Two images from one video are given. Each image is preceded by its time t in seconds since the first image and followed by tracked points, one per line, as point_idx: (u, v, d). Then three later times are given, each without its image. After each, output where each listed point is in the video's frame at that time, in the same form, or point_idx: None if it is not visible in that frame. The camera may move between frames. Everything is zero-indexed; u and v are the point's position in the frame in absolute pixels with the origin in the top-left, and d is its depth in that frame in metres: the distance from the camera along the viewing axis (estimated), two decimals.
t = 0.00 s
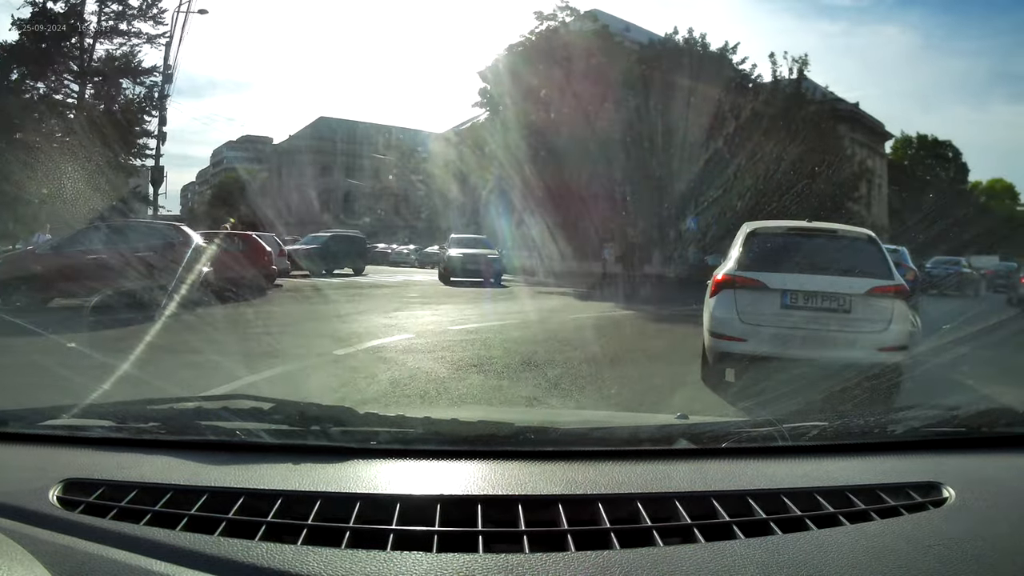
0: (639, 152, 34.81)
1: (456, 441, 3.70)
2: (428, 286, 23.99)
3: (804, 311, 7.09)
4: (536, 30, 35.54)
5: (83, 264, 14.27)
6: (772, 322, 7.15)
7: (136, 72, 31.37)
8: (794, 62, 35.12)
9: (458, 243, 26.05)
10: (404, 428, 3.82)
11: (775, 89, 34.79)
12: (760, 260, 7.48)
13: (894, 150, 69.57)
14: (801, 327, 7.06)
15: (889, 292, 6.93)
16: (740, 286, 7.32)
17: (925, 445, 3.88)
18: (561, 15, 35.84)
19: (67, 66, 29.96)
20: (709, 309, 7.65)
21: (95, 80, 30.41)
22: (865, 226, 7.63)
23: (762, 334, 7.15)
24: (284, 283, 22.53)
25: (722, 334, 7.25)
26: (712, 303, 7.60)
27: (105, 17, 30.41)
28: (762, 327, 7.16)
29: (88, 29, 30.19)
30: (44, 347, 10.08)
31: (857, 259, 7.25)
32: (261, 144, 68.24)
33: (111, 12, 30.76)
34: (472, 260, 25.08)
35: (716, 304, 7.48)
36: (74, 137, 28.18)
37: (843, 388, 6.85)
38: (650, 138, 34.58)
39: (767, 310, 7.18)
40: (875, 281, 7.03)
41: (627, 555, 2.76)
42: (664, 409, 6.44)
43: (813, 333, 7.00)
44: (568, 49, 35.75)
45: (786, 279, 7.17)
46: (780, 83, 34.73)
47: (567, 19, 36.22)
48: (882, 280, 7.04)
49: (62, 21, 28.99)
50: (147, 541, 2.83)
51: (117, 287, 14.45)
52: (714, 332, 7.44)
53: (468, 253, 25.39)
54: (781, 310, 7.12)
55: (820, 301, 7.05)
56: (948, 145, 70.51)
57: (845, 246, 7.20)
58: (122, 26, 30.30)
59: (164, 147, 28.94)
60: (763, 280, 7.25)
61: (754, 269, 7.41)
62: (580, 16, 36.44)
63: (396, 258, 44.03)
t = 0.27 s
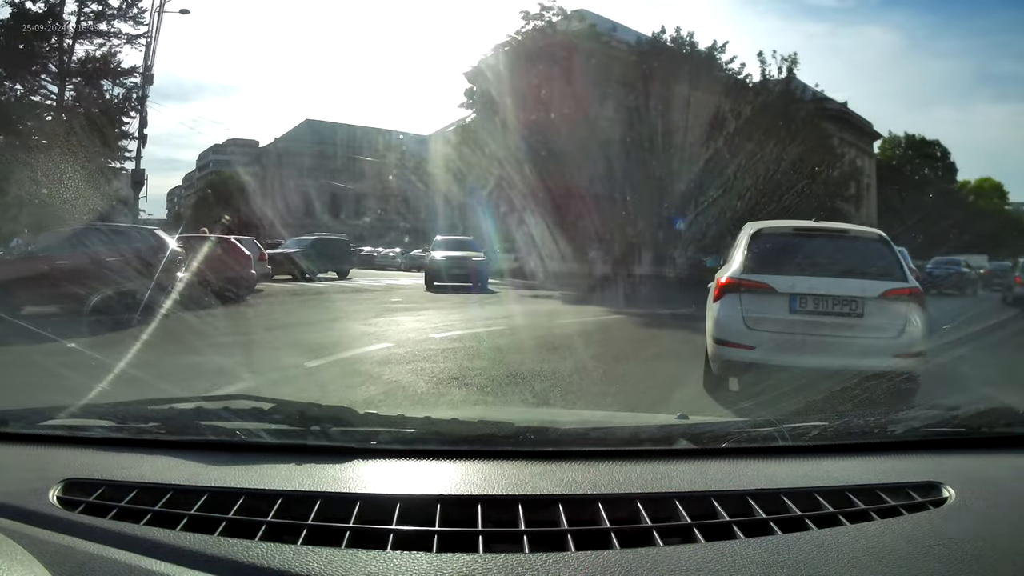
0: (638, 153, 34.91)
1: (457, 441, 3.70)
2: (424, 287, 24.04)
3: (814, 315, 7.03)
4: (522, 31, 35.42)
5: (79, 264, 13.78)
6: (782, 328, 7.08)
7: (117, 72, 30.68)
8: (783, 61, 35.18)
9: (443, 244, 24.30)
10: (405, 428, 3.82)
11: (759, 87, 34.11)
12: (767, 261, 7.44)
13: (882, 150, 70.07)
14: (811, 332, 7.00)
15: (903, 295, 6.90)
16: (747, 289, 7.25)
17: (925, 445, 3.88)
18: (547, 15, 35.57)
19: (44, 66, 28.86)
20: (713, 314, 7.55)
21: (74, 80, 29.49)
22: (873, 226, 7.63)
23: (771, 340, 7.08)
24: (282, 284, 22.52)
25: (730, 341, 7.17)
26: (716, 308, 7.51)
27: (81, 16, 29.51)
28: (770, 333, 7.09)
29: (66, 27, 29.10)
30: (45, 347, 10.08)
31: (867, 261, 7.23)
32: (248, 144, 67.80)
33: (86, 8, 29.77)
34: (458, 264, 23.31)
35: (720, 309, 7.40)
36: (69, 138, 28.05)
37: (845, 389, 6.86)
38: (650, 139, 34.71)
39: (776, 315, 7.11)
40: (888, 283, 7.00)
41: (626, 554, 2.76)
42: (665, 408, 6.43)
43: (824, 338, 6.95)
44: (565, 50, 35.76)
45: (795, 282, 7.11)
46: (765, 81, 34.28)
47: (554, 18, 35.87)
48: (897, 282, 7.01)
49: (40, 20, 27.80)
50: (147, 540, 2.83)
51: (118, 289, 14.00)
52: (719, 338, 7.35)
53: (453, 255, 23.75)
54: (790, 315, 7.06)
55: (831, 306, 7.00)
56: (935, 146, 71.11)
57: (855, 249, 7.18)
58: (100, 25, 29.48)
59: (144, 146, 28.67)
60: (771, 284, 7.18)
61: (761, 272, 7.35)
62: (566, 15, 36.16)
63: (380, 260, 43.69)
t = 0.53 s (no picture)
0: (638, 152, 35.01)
1: (457, 442, 3.70)
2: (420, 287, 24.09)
3: (820, 317, 7.02)
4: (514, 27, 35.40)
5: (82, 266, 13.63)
6: (786, 328, 7.06)
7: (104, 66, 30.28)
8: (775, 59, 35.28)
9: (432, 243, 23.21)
10: (405, 428, 3.82)
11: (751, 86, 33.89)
12: (771, 262, 7.42)
13: (874, 148, 70.48)
14: (817, 334, 6.99)
15: (909, 296, 6.92)
16: (751, 289, 7.22)
17: (925, 445, 3.88)
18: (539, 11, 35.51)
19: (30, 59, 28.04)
20: (716, 314, 7.52)
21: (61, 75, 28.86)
22: (877, 226, 7.66)
23: (775, 341, 7.05)
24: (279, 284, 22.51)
25: (734, 343, 7.13)
26: (719, 309, 7.46)
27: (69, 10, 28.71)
28: (773, 334, 7.07)
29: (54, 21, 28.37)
30: (44, 347, 10.08)
31: (871, 261, 7.24)
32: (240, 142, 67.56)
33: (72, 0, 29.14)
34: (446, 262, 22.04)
35: (725, 309, 7.35)
36: (69, 138, 28.32)
37: (845, 389, 6.87)
38: (650, 138, 34.87)
39: (781, 317, 7.08)
40: (895, 284, 7.02)
41: (626, 555, 2.76)
42: (666, 408, 6.43)
43: (829, 339, 6.94)
44: (565, 49, 35.74)
45: (801, 283, 7.09)
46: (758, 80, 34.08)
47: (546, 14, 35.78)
48: (904, 284, 7.04)
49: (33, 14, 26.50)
50: (147, 541, 2.83)
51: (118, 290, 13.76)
52: (723, 340, 7.29)
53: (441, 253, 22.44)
54: (795, 316, 7.03)
55: (839, 307, 6.98)
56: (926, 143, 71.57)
57: (861, 252, 7.19)
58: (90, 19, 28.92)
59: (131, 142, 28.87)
60: (777, 284, 7.15)
61: (765, 272, 7.33)
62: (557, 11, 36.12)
63: (370, 258, 43.35)
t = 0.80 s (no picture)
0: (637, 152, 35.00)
1: (456, 442, 3.70)
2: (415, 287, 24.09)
3: (824, 318, 7.00)
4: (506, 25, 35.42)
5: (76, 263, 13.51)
6: (789, 330, 7.04)
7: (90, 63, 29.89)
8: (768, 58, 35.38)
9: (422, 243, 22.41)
10: (405, 428, 3.82)
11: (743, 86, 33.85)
12: (774, 263, 7.40)
13: (866, 148, 70.68)
14: (821, 335, 6.97)
15: (916, 297, 6.90)
16: (755, 290, 7.21)
17: (926, 445, 3.88)
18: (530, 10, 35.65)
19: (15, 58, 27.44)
20: (719, 314, 7.50)
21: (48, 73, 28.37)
22: (881, 226, 7.65)
23: (779, 342, 7.04)
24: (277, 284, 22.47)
25: (737, 345, 7.12)
26: (722, 309, 7.44)
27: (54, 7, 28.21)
28: (777, 336, 7.05)
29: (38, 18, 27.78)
30: (43, 347, 10.07)
31: (875, 261, 7.23)
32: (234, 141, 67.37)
33: None
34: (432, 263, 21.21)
35: (727, 310, 7.33)
36: (70, 138, 28.53)
37: (846, 390, 6.87)
38: (649, 138, 34.81)
39: (784, 318, 7.07)
40: (901, 285, 7.00)
41: (626, 555, 2.75)
42: (664, 409, 6.44)
43: (834, 341, 6.92)
44: (564, 50, 35.74)
45: (805, 284, 7.07)
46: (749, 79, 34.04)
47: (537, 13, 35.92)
48: (911, 285, 7.02)
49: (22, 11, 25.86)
50: (147, 540, 2.82)
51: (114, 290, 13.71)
52: (726, 341, 7.27)
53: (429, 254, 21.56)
54: (799, 317, 7.02)
55: (844, 308, 6.96)
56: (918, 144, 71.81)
57: (866, 253, 7.18)
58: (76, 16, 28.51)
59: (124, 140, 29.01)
60: (780, 285, 7.13)
61: (769, 273, 7.31)
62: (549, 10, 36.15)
63: (360, 258, 43.16)
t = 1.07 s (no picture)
0: (638, 154, 35.37)
1: (457, 441, 3.70)
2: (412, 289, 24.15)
3: (827, 319, 7.00)
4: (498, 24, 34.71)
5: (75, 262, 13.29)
6: (791, 331, 7.04)
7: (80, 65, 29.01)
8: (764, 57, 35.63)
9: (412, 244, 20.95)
10: (406, 428, 3.82)
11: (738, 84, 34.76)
12: (778, 263, 7.39)
13: (860, 148, 71.03)
14: (825, 337, 6.97)
15: (921, 298, 6.90)
16: (757, 292, 7.19)
17: (925, 445, 3.88)
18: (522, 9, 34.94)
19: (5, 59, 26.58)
20: (721, 316, 7.49)
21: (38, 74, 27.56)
22: (885, 226, 7.63)
23: (782, 344, 7.03)
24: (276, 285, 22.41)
25: (740, 348, 7.10)
26: (724, 311, 7.42)
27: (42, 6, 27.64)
28: (778, 337, 7.05)
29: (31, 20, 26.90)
30: (45, 347, 10.05)
31: (878, 261, 7.23)
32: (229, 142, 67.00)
33: None
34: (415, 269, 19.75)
35: (730, 312, 7.31)
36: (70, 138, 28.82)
37: (844, 390, 6.88)
38: (649, 140, 35.23)
39: (787, 320, 7.06)
40: (905, 286, 7.00)
41: (626, 554, 2.76)
42: (664, 409, 6.45)
43: (835, 342, 6.93)
44: (564, 49, 35.10)
45: (809, 285, 7.05)
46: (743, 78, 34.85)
47: (530, 12, 35.18)
48: (916, 285, 7.01)
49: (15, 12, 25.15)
50: (146, 540, 2.83)
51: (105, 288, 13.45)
52: (729, 344, 7.25)
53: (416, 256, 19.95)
54: (802, 318, 7.01)
55: (847, 310, 6.97)
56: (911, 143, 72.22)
57: (868, 255, 7.19)
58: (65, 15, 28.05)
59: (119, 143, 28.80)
60: (784, 287, 7.11)
61: (772, 274, 7.30)
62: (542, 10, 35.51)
63: (354, 259, 42.96)
